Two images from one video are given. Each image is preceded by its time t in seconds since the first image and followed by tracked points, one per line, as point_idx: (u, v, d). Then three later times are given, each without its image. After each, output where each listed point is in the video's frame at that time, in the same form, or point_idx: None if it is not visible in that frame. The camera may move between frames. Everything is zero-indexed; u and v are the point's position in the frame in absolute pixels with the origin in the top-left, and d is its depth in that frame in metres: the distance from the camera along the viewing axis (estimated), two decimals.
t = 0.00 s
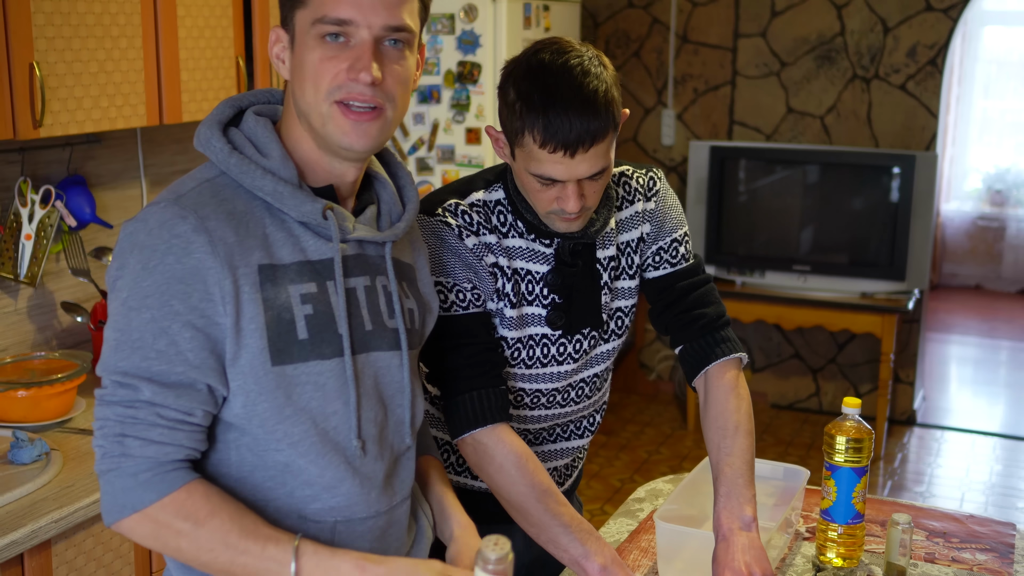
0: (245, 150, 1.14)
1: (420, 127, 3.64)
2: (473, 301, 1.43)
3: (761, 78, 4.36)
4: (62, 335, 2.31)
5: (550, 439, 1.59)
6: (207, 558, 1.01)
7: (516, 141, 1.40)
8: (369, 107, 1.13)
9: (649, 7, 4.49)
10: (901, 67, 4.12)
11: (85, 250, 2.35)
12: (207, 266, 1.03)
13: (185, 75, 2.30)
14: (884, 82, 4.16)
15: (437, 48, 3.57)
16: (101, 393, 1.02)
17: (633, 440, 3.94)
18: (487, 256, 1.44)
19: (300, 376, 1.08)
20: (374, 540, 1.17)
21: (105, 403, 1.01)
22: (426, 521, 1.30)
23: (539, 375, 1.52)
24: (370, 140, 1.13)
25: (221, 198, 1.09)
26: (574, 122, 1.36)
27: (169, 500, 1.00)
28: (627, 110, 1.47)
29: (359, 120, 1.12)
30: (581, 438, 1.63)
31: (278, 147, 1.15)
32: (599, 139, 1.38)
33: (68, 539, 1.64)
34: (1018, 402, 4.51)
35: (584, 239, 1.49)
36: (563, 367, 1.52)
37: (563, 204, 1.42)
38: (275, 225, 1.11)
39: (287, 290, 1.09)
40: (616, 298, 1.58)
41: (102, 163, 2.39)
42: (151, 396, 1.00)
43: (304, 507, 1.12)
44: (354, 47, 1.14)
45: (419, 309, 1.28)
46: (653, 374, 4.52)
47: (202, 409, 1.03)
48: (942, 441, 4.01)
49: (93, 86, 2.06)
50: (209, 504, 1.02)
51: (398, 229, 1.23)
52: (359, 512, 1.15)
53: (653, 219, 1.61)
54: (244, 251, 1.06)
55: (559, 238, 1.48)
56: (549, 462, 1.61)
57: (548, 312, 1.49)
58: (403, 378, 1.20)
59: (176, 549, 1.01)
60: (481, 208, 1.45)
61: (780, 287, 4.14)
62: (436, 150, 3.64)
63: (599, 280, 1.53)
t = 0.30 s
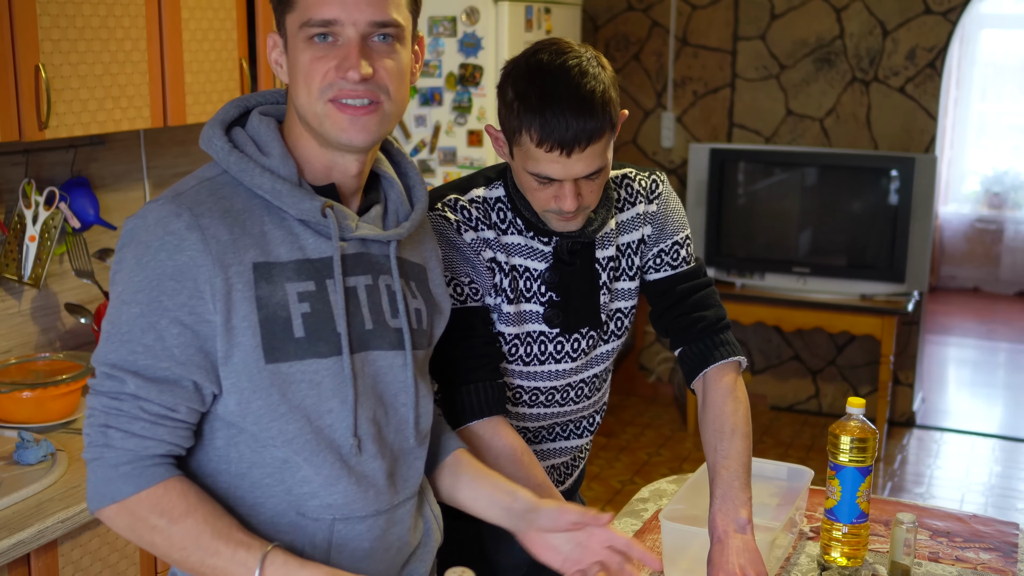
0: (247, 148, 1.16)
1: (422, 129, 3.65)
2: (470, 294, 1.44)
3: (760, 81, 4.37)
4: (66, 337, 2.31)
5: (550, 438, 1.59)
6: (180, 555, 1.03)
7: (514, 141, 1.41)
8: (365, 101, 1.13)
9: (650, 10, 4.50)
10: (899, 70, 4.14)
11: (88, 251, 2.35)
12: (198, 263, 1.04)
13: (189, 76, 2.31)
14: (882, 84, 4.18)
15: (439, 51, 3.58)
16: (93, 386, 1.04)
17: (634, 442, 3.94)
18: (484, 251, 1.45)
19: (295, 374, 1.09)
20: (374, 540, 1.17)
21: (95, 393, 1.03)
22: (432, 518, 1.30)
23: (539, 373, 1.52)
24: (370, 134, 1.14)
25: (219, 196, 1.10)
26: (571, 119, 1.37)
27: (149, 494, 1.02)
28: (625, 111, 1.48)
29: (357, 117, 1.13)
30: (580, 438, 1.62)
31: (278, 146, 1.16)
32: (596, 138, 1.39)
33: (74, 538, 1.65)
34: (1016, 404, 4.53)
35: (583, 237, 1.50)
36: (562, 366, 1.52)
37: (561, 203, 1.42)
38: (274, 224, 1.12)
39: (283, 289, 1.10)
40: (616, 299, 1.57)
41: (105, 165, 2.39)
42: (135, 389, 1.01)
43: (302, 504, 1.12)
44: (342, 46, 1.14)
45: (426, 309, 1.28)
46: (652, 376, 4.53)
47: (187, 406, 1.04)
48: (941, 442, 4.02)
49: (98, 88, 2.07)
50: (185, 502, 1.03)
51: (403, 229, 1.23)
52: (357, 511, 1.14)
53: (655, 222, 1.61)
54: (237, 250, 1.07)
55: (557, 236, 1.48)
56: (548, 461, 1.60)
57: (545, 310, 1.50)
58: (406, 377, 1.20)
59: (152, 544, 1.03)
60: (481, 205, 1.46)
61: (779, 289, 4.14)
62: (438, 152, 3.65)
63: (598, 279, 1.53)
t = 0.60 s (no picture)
0: (246, 145, 1.16)
1: (422, 128, 3.65)
2: (469, 290, 1.45)
3: (758, 80, 4.38)
4: (67, 335, 2.31)
5: (550, 433, 1.59)
6: (170, 556, 1.03)
7: (511, 137, 1.42)
8: (361, 99, 1.13)
9: (648, 9, 4.50)
10: (898, 69, 4.15)
11: (89, 249, 2.35)
12: (198, 260, 1.04)
13: (190, 74, 2.30)
14: (880, 84, 4.18)
15: (439, 49, 3.58)
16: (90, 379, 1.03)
17: (632, 441, 3.95)
18: (483, 246, 1.46)
19: (293, 373, 1.09)
20: (374, 538, 1.17)
21: (92, 388, 1.02)
22: (433, 517, 1.30)
23: (538, 368, 1.52)
24: (366, 132, 1.13)
25: (220, 192, 1.10)
26: (566, 113, 1.37)
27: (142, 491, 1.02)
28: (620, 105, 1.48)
29: (354, 114, 1.12)
30: (581, 434, 1.63)
31: (278, 142, 1.16)
32: (591, 132, 1.38)
33: (77, 537, 1.66)
34: (1013, 402, 4.54)
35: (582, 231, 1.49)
36: (561, 361, 1.53)
37: (556, 197, 1.43)
38: (275, 222, 1.12)
39: (283, 286, 1.10)
40: (615, 294, 1.57)
41: (106, 163, 2.39)
42: (132, 385, 1.01)
43: (302, 503, 1.12)
44: (337, 44, 1.14)
45: (426, 307, 1.28)
46: (651, 375, 4.53)
47: (183, 403, 1.04)
48: (938, 441, 4.03)
49: (99, 86, 2.06)
50: (178, 502, 1.03)
51: (405, 227, 1.23)
52: (357, 510, 1.14)
53: (654, 217, 1.60)
54: (237, 247, 1.07)
55: (556, 232, 1.49)
56: (548, 455, 1.61)
57: (544, 305, 1.50)
58: (406, 376, 1.20)
59: (143, 543, 1.03)
60: (479, 200, 1.46)
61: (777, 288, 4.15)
62: (438, 151, 3.65)
63: (597, 274, 1.53)
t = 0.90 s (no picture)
0: (240, 143, 1.15)
1: (420, 127, 3.64)
2: (468, 286, 1.42)
3: (756, 80, 4.39)
4: (65, 335, 2.31)
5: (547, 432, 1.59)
6: (160, 561, 1.03)
7: (510, 135, 1.42)
8: (364, 101, 1.12)
9: (645, 9, 4.51)
10: (895, 68, 4.16)
11: (87, 250, 2.34)
12: (194, 261, 1.03)
13: (189, 74, 2.30)
14: (877, 83, 4.19)
15: (437, 49, 3.58)
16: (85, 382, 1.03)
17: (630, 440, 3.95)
18: (480, 245, 1.45)
19: (291, 373, 1.09)
20: (375, 536, 1.17)
21: (86, 390, 1.02)
22: (433, 515, 1.30)
23: (534, 368, 1.52)
24: (367, 134, 1.13)
25: (214, 192, 1.10)
26: (566, 113, 1.37)
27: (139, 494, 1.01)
28: (620, 106, 1.48)
29: (356, 116, 1.12)
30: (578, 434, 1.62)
31: (273, 141, 1.15)
32: (589, 131, 1.39)
33: (76, 537, 1.65)
34: (1009, 402, 4.55)
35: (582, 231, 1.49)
36: (558, 361, 1.53)
37: (556, 196, 1.43)
38: (270, 221, 1.12)
39: (279, 285, 1.10)
40: (614, 295, 1.57)
41: (104, 163, 2.38)
42: (126, 387, 1.00)
43: (302, 502, 1.12)
44: (344, 43, 1.14)
45: (421, 301, 1.26)
46: (649, 375, 4.54)
47: (178, 405, 1.03)
48: (936, 440, 4.04)
49: (98, 85, 2.06)
50: (171, 505, 1.03)
51: (399, 221, 1.23)
52: (356, 508, 1.14)
53: (654, 219, 1.60)
54: (233, 247, 1.07)
55: (555, 231, 1.48)
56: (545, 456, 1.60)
57: (542, 304, 1.50)
58: (404, 372, 1.20)
59: (136, 547, 1.02)
60: (478, 198, 1.47)
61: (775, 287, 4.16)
62: (437, 150, 3.65)
63: (596, 275, 1.52)
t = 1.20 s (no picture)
0: (227, 143, 1.15)
1: (416, 126, 3.63)
2: (458, 290, 1.44)
3: (752, 79, 4.39)
4: (60, 335, 2.30)
5: (540, 434, 1.59)
6: (165, 566, 1.02)
7: (502, 137, 1.41)
8: (350, 95, 1.12)
9: (641, 8, 4.51)
10: (891, 67, 4.16)
11: (82, 249, 2.34)
12: (179, 264, 1.03)
13: (185, 72, 2.29)
14: (874, 82, 4.19)
15: (433, 47, 3.58)
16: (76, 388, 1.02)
17: (627, 439, 3.95)
18: (471, 247, 1.46)
19: (282, 375, 1.08)
20: (370, 540, 1.16)
21: (77, 397, 1.02)
22: (432, 517, 1.29)
23: (525, 369, 1.51)
24: (356, 129, 1.12)
25: (200, 193, 1.09)
26: (560, 115, 1.36)
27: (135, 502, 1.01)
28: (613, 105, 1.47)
29: (344, 111, 1.12)
30: (572, 436, 1.61)
31: (259, 141, 1.15)
32: (583, 132, 1.38)
33: (71, 537, 1.65)
34: (1005, 400, 4.56)
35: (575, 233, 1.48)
36: (550, 363, 1.52)
37: (549, 199, 1.41)
38: (257, 221, 1.11)
39: (267, 286, 1.09)
40: (606, 298, 1.56)
41: (99, 162, 2.37)
42: (118, 394, 1.00)
43: (296, 505, 1.12)
44: (324, 38, 1.13)
45: (418, 301, 1.27)
46: (645, 374, 4.53)
47: (171, 409, 1.03)
48: (932, 439, 4.04)
49: (93, 83, 2.05)
50: (172, 511, 1.02)
51: (391, 219, 1.23)
52: (351, 512, 1.13)
53: (648, 220, 1.60)
54: (219, 249, 1.06)
55: (546, 233, 1.48)
56: (540, 457, 1.60)
57: (532, 307, 1.49)
58: (400, 372, 1.19)
59: (135, 553, 1.02)
60: (468, 200, 1.46)
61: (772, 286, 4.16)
62: (432, 149, 3.64)
63: (587, 277, 1.52)
